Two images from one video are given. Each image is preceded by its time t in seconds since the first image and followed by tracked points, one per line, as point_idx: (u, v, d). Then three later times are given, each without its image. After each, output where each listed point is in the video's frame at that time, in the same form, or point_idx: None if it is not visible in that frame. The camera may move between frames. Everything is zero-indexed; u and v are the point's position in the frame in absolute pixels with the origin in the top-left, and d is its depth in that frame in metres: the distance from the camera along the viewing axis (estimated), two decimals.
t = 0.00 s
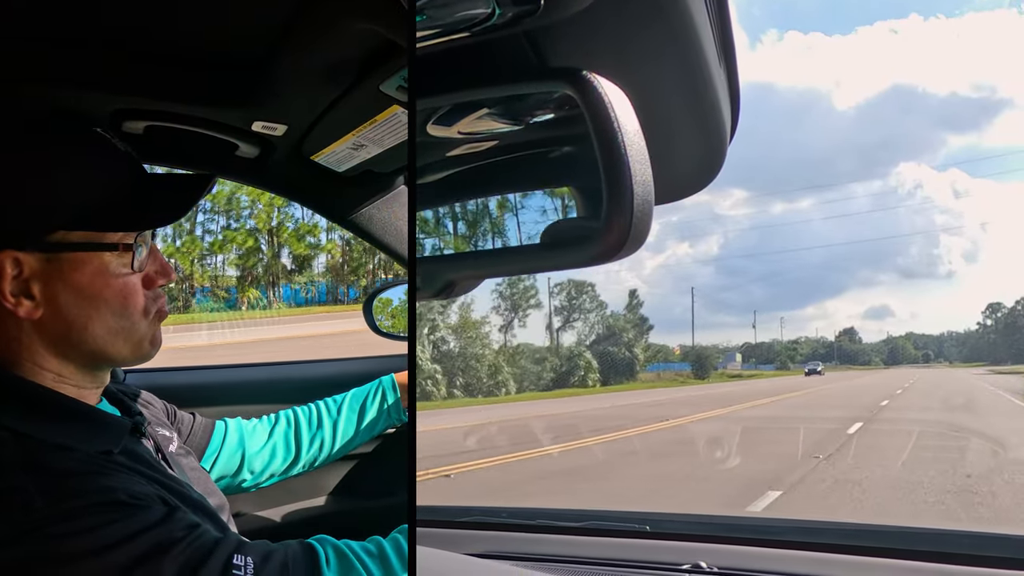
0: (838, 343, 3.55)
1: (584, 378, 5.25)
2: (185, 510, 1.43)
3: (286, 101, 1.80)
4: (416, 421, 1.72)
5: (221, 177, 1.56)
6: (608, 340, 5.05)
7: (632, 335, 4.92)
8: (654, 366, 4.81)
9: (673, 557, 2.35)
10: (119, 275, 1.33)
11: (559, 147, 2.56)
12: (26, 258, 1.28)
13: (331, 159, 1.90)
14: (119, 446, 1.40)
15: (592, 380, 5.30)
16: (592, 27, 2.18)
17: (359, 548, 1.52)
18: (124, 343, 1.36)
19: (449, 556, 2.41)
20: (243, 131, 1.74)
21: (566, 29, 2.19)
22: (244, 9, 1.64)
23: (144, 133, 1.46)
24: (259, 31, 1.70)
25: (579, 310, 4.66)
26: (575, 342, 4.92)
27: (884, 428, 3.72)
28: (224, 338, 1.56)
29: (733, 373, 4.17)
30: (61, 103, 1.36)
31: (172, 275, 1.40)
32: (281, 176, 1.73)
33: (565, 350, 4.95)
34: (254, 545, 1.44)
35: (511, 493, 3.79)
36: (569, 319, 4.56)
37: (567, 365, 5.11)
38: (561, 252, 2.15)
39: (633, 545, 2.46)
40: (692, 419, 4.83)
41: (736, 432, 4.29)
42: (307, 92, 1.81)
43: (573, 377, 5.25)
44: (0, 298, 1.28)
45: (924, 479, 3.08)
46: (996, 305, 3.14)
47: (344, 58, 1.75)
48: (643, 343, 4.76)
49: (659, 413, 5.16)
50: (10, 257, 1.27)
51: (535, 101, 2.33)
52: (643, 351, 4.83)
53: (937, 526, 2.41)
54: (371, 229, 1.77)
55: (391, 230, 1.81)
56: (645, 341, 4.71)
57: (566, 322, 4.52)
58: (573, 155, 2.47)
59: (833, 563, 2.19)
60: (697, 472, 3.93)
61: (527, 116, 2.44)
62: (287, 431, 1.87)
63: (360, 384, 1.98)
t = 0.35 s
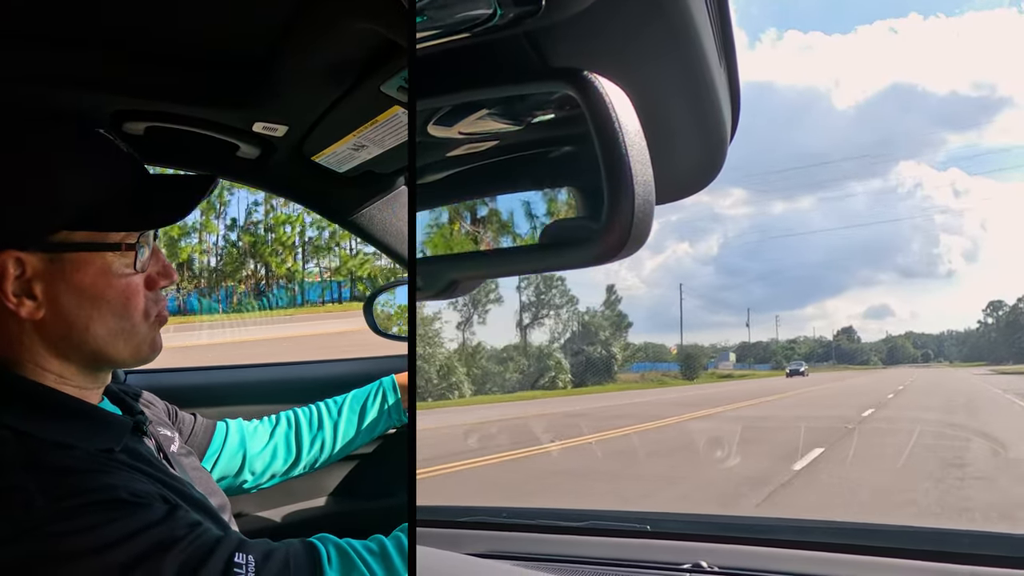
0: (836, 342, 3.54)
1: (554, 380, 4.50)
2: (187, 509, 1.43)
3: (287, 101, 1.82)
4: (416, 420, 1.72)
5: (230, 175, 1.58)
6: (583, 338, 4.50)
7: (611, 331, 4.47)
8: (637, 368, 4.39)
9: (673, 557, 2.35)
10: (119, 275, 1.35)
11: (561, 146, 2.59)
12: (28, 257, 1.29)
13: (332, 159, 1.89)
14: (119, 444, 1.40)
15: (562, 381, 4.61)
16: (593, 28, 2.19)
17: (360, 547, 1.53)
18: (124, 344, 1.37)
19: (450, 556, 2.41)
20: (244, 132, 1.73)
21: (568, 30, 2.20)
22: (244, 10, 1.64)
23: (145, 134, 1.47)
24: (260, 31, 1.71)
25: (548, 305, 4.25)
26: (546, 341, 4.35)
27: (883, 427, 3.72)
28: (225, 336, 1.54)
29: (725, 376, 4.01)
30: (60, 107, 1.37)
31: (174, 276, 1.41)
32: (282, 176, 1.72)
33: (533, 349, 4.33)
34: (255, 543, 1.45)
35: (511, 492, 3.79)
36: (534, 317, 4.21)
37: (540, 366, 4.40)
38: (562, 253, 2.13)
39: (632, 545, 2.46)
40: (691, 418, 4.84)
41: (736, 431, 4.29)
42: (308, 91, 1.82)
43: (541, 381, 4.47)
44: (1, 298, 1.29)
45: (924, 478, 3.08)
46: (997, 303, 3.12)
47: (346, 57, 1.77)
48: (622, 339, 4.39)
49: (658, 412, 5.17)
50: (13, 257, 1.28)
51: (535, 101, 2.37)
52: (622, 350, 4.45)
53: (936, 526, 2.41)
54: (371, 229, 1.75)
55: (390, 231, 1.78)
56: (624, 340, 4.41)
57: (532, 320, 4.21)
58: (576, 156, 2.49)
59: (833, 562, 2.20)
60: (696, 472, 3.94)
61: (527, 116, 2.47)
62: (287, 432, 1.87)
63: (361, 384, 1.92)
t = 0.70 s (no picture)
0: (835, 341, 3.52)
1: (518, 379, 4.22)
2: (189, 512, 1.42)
3: (287, 100, 1.79)
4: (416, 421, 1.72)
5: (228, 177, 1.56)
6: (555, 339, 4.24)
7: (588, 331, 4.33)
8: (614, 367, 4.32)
9: (675, 557, 2.35)
10: (119, 276, 1.35)
11: (561, 146, 2.56)
12: (29, 258, 1.31)
13: (333, 160, 1.85)
14: (119, 448, 1.39)
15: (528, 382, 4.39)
16: (596, 27, 2.19)
17: (361, 550, 1.52)
18: (119, 348, 1.37)
19: (451, 557, 2.40)
20: (243, 134, 1.69)
21: (568, 30, 2.21)
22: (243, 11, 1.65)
23: (144, 136, 1.47)
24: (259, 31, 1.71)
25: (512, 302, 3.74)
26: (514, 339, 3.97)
27: (884, 426, 3.71)
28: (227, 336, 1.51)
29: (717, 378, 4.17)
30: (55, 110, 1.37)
31: (173, 277, 1.41)
32: (283, 179, 1.67)
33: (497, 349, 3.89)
34: (256, 547, 1.44)
35: (511, 492, 3.78)
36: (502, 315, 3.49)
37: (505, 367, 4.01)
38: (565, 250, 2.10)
39: (634, 545, 2.46)
40: (692, 417, 4.82)
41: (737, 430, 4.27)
42: (307, 91, 1.80)
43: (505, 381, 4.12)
44: (1, 299, 1.31)
45: (925, 476, 3.07)
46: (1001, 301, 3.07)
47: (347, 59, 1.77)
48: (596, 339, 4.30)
49: (659, 411, 5.15)
50: (14, 258, 1.31)
51: (535, 102, 2.37)
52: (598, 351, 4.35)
53: (935, 524, 2.40)
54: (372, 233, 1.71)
55: (390, 232, 1.75)
56: (599, 338, 4.32)
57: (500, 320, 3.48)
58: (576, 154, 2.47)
59: (833, 561, 2.20)
60: (697, 472, 3.93)
61: (529, 115, 2.47)
62: (288, 435, 1.83)
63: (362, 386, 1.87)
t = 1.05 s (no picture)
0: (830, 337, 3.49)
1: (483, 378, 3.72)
2: (183, 512, 1.41)
3: (282, 97, 1.78)
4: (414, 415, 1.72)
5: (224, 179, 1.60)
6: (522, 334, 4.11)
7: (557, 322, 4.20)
8: (583, 364, 4.19)
9: (670, 549, 2.36)
10: (119, 267, 1.33)
11: (553, 139, 2.55)
12: (25, 250, 1.27)
13: (328, 156, 1.92)
14: (118, 447, 1.40)
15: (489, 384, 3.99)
16: (588, 20, 2.13)
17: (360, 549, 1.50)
18: (118, 338, 1.35)
19: (446, 549, 2.40)
20: (239, 129, 1.79)
21: (561, 22, 2.15)
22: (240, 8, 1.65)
23: (141, 132, 1.51)
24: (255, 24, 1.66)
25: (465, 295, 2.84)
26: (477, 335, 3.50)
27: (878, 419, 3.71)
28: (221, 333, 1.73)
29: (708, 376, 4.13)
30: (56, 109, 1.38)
31: (171, 271, 1.42)
32: (277, 174, 1.82)
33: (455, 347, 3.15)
34: (251, 544, 1.42)
35: (507, 485, 3.79)
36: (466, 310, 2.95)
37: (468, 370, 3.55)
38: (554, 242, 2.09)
39: (628, 537, 2.46)
40: (686, 410, 4.82)
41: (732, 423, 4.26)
42: (303, 88, 1.77)
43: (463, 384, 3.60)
44: None
45: (920, 471, 3.07)
46: (996, 296, 2.95)
47: (342, 58, 1.70)
48: (566, 333, 4.12)
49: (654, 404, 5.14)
50: (10, 250, 1.26)
51: (528, 93, 2.35)
52: (566, 347, 4.21)
53: (930, 517, 2.40)
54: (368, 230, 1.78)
55: (385, 228, 1.79)
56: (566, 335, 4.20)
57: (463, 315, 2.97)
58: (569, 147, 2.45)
59: (827, 555, 2.20)
60: (692, 464, 3.94)
61: (520, 108, 2.44)
62: (284, 429, 1.85)
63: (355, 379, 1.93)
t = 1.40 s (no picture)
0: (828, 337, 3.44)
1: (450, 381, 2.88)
2: (192, 515, 1.41)
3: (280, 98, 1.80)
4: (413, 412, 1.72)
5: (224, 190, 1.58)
6: (484, 332, 3.37)
7: (521, 322, 3.68)
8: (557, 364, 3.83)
9: (666, 547, 2.35)
10: (119, 257, 1.32)
11: (549, 137, 2.44)
12: (29, 234, 1.26)
13: (326, 156, 1.94)
14: (121, 448, 1.39)
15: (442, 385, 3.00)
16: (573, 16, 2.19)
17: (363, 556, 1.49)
18: (117, 331, 1.34)
19: (443, 547, 2.40)
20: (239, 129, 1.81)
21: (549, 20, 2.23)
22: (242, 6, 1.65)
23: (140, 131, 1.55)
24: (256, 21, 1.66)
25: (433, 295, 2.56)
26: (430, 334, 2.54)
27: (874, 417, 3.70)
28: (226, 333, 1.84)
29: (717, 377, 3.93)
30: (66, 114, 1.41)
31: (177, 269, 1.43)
32: (272, 175, 1.89)
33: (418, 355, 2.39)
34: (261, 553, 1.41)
35: (504, 482, 3.78)
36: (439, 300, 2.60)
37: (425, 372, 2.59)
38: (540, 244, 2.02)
39: (626, 535, 2.46)
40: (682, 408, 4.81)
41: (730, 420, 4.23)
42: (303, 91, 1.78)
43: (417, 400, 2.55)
44: None
45: (916, 466, 3.06)
46: (998, 293, 2.86)
47: (340, 57, 1.70)
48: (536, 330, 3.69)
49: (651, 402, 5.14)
50: (13, 232, 1.25)
51: (520, 93, 2.21)
52: (532, 346, 3.77)
53: (928, 515, 2.39)
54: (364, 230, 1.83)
55: (386, 228, 1.82)
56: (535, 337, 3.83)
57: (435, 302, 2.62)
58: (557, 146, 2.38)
59: (825, 551, 2.20)
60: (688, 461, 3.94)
61: (511, 106, 2.36)
62: (287, 441, 1.86)
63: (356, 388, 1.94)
